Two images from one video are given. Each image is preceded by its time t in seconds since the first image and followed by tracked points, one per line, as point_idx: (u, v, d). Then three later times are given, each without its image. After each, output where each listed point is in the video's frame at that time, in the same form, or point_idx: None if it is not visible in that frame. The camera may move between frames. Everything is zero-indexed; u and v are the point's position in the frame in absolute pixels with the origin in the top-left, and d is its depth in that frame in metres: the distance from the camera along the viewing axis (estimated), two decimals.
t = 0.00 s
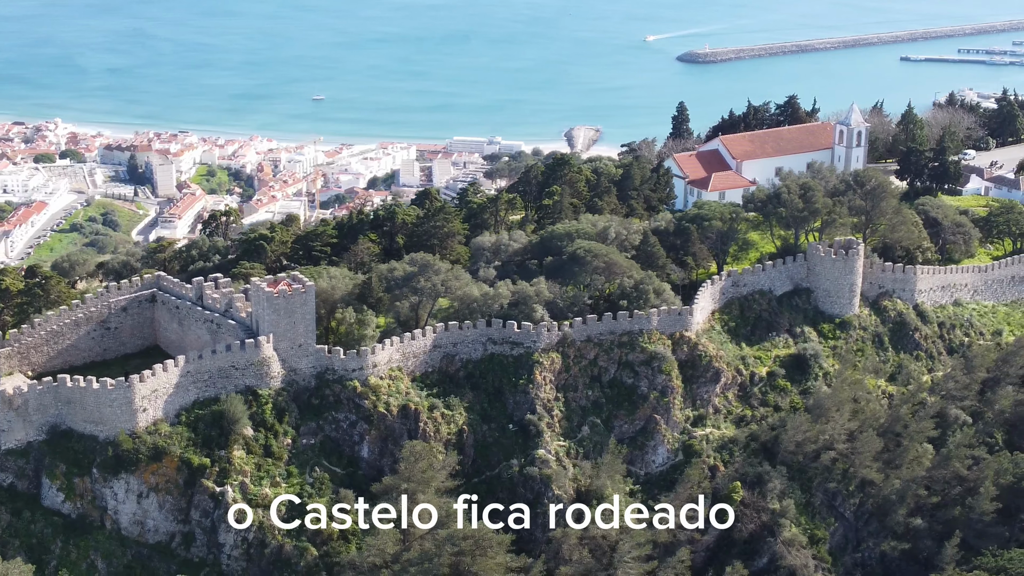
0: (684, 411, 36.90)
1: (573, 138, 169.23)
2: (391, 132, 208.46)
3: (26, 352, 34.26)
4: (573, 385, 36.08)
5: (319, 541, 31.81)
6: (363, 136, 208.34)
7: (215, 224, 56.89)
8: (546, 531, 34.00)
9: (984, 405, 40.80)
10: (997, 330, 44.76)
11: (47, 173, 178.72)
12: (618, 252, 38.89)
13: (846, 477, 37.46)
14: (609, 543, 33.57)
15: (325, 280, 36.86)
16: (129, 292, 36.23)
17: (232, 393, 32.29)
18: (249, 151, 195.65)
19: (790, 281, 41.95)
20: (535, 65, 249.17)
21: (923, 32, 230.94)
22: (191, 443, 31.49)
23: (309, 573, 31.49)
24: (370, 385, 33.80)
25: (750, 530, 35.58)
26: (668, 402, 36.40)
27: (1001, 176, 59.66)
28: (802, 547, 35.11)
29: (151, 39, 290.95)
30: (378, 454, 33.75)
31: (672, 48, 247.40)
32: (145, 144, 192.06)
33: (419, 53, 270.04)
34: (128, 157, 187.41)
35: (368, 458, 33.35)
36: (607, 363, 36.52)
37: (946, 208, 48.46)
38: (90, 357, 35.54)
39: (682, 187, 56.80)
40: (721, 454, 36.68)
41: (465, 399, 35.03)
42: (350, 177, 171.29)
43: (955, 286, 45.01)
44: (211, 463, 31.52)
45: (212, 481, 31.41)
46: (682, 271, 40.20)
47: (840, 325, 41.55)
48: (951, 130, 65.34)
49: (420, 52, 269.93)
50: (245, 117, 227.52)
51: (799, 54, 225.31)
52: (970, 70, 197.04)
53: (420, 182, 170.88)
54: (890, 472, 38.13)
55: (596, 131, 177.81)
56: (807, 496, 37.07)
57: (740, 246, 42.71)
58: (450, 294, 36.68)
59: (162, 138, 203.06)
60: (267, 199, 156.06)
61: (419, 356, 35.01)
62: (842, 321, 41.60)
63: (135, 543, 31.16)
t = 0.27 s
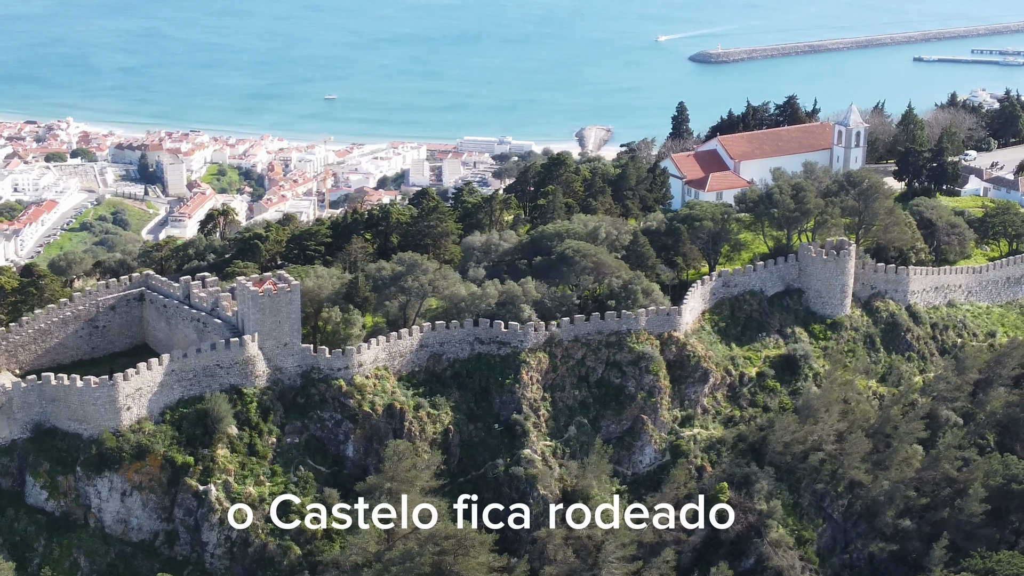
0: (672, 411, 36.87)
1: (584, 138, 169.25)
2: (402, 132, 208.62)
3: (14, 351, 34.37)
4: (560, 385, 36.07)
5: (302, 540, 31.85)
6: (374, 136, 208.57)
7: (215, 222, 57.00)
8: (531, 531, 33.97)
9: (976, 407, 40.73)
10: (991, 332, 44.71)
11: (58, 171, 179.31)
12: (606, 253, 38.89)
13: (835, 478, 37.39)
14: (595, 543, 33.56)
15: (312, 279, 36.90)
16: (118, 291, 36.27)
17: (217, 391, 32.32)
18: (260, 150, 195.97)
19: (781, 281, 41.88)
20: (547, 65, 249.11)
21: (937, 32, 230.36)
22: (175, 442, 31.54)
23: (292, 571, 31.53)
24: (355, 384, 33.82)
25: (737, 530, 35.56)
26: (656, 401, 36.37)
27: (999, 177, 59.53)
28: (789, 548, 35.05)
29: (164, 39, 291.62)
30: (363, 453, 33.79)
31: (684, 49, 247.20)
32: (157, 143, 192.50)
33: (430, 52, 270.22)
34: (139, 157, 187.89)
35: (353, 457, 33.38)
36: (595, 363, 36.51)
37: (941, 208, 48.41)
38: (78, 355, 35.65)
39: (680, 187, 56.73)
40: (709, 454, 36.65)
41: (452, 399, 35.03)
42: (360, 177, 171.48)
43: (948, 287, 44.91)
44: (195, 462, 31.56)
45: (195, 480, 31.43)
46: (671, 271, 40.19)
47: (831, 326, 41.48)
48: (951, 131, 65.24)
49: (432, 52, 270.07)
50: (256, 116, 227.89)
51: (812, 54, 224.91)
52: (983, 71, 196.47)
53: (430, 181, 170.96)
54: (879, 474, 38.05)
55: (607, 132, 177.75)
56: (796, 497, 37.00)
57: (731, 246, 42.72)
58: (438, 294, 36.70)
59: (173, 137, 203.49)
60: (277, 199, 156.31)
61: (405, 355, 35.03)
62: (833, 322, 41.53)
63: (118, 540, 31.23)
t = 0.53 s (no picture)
0: (662, 411, 36.85)
1: (593, 138, 169.17)
2: (410, 133, 208.71)
3: (4, 350, 34.43)
4: (550, 385, 36.06)
5: (290, 539, 31.87)
6: (383, 136, 208.78)
7: (215, 222, 57.08)
8: (519, 532, 33.97)
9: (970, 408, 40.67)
10: (986, 333, 44.62)
11: (67, 171, 179.71)
12: (598, 253, 38.86)
13: (827, 480, 37.30)
14: (584, 544, 33.55)
15: (303, 279, 36.90)
16: (108, 291, 36.28)
17: (205, 391, 32.34)
18: (268, 150, 196.29)
19: (774, 282, 41.82)
20: (556, 65, 249.02)
21: (947, 32, 229.87)
22: (162, 442, 31.56)
23: (280, 571, 31.58)
24: (344, 385, 33.83)
25: (728, 532, 35.48)
26: (646, 402, 36.36)
27: (999, 179, 59.37)
28: (779, 549, 35.00)
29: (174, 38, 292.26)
30: (351, 452, 33.78)
31: (693, 48, 246.97)
32: (165, 142, 192.80)
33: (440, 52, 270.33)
34: (148, 156, 188.30)
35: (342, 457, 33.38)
36: (586, 363, 36.48)
37: (937, 209, 48.27)
38: (69, 354, 35.69)
39: (679, 188, 56.67)
40: (699, 455, 36.60)
41: (441, 399, 35.02)
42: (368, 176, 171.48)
43: (944, 289, 44.83)
44: (182, 461, 31.59)
45: (182, 480, 31.48)
46: (663, 272, 40.16)
47: (824, 327, 41.40)
48: (951, 131, 65.14)
49: (441, 52, 270.14)
50: (265, 116, 228.13)
51: (822, 54, 224.57)
52: (993, 71, 196.01)
53: (438, 181, 170.91)
54: (870, 475, 37.98)
55: (616, 132, 177.66)
56: (786, 498, 36.95)
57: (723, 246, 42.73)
58: (428, 294, 36.71)
59: (182, 136, 203.77)
60: (285, 198, 156.42)
61: (395, 355, 35.02)
62: (827, 323, 41.45)
63: (105, 540, 31.29)
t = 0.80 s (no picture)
0: (652, 413, 36.78)
1: (604, 138, 169.08)
2: (420, 133, 208.77)
3: None
4: (539, 387, 36.03)
5: (275, 541, 31.87)
6: (392, 136, 208.90)
7: (214, 221, 57.09)
8: (506, 534, 33.93)
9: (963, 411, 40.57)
10: (981, 336, 44.46)
11: (77, 171, 180.06)
12: (589, 254, 38.80)
13: (818, 483, 37.19)
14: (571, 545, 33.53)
15: (293, 280, 36.87)
16: (98, 291, 36.33)
17: (191, 392, 32.34)
18: (278, 150, 196.50)
19: (767, 284, 41.76)
20: (567, 65, 248.95)
21: (959, 33, 229.42)
22: (148, 442, 31.56)
23: (265, 571, 31.59)
24: (331, 386, 33.83)
25: (717, 533, 35.39)
26: (636, 403, 36.26)
27: (999, 180, 59.22)
28: (768, 552, 34.91)
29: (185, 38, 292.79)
30: (338, 453, 33.78)
31: (703, 49, 246.71)
32: (175, 142, 193.08)
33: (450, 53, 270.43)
34: (157, 156, 188.60)
35: (329, 458, 33.37)
36: (575, 365, 36.43)
37: (933, 210, 48.15)
38: (58, 354, 35.73)
39: (677, 189, 56.59)
40: (689, 457, 36.52)
41: (429, 400, 35.00)
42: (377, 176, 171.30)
43: (939, 291, 44.71)
44: (168, 462, 31.60)
45: (167, 480, 31.49)
46: (655, 273, 40.07)
47: (817, 329, 41.29)
48: (952, 133, 64.98)
49: (452, 52, 270.27)
50: (275, 116, 228.35)
51: (833, 55, 224.22)
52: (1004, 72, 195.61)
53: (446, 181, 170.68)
54: (861, 478, 37.87)
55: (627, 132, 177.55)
56: (776, 500, 36.85)
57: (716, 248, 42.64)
58: (417, 295, 36.70)
59: (192, 136, 204.00)
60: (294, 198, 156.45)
61: (383, 356, 35.00)
62: (820, 325, 41.35)
63: (91, 540, 31.33)
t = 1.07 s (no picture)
0: (641, 416, 36.70)
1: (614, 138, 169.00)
2: (431, 133, 208.77)
3: None
4: (528, 389, 35.95)
5: (259, 542, 31.82)
6: (403, 136, 209.02)
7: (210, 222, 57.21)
8: (492, 536, 33.85)
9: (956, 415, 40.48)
10: (976, 339, 44.23)
11: (87, 171, 180.42)
12: (578, 256, 38.68)
13: (807, 487, 37.08)
14: (557, 548, 33.45)
15: (281, 281, 36.84)
16: (85, 292, 36.35)
17: (176, 393, 32.31)
18: (288, 150, 196.70)
19: (760, 286, 41.66)
20: (579, 65, 248.81)
21: (972, 34, 228.74)
22: (131, 444, 31.56)
23: (249, 573, 31.57)
24: (317, 388, 33.78)
25: (705, 537, 35.33)
26: (624, 406, 36.20)
27: (999, 182, 58.97)
28: (755, 556, 34.78)
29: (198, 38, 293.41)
30: (324, 455, 33.75)
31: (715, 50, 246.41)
32: (186, 143, 193.42)
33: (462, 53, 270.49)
34: (168, 155, 188.97)
35: (315, 460, 33.35)
36: (564, 367, 36.33)
37: (929, 213, 47.93)
38: (46, 355, 35.75)
39: (675, 190, 56.46)
40: (677, 461, 36.45)
41: (416, 403, 34.94)
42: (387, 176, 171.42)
43: (934, 294, 44.53)
44: (151, 463, 31.57)
45: (151, 481, 31.44)
46: (645, 276, 39.95)
47: (809, 333, 41.16)
48: (954, 136, 64.73)
49: (464, 52, 270.35)
50: (286, 116, 228.58)
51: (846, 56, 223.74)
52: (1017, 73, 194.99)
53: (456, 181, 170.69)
54: (851, 482, 37.68)
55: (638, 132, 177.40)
56: (765, 505, 36.70)
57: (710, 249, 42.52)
58: (405, 296, 36.64)
59: (203, 136, 204.27)
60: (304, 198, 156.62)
61: (370, 358, 34.96)
62: (812, 328, 41.21)
63: (74, 541, 31.36)
